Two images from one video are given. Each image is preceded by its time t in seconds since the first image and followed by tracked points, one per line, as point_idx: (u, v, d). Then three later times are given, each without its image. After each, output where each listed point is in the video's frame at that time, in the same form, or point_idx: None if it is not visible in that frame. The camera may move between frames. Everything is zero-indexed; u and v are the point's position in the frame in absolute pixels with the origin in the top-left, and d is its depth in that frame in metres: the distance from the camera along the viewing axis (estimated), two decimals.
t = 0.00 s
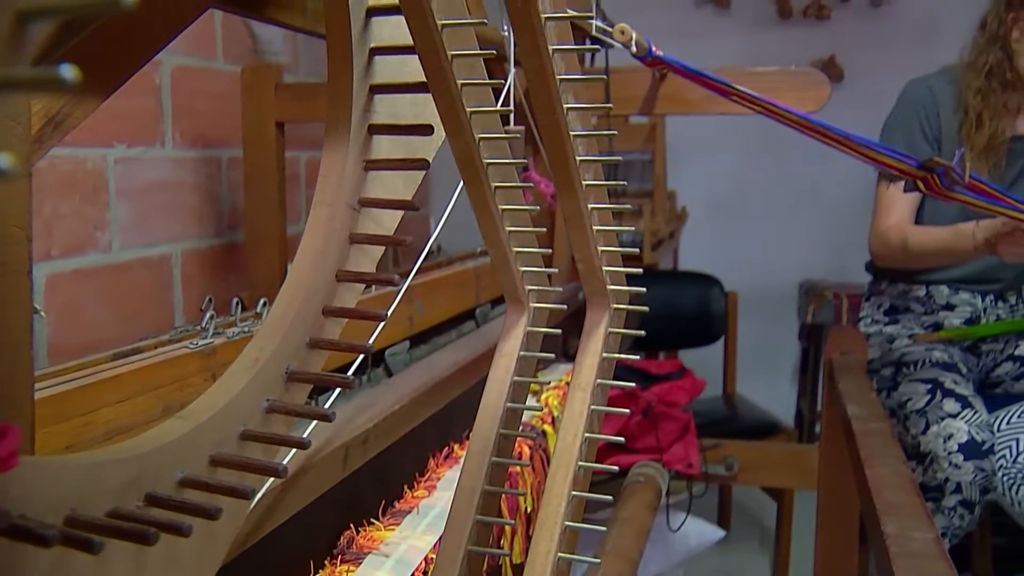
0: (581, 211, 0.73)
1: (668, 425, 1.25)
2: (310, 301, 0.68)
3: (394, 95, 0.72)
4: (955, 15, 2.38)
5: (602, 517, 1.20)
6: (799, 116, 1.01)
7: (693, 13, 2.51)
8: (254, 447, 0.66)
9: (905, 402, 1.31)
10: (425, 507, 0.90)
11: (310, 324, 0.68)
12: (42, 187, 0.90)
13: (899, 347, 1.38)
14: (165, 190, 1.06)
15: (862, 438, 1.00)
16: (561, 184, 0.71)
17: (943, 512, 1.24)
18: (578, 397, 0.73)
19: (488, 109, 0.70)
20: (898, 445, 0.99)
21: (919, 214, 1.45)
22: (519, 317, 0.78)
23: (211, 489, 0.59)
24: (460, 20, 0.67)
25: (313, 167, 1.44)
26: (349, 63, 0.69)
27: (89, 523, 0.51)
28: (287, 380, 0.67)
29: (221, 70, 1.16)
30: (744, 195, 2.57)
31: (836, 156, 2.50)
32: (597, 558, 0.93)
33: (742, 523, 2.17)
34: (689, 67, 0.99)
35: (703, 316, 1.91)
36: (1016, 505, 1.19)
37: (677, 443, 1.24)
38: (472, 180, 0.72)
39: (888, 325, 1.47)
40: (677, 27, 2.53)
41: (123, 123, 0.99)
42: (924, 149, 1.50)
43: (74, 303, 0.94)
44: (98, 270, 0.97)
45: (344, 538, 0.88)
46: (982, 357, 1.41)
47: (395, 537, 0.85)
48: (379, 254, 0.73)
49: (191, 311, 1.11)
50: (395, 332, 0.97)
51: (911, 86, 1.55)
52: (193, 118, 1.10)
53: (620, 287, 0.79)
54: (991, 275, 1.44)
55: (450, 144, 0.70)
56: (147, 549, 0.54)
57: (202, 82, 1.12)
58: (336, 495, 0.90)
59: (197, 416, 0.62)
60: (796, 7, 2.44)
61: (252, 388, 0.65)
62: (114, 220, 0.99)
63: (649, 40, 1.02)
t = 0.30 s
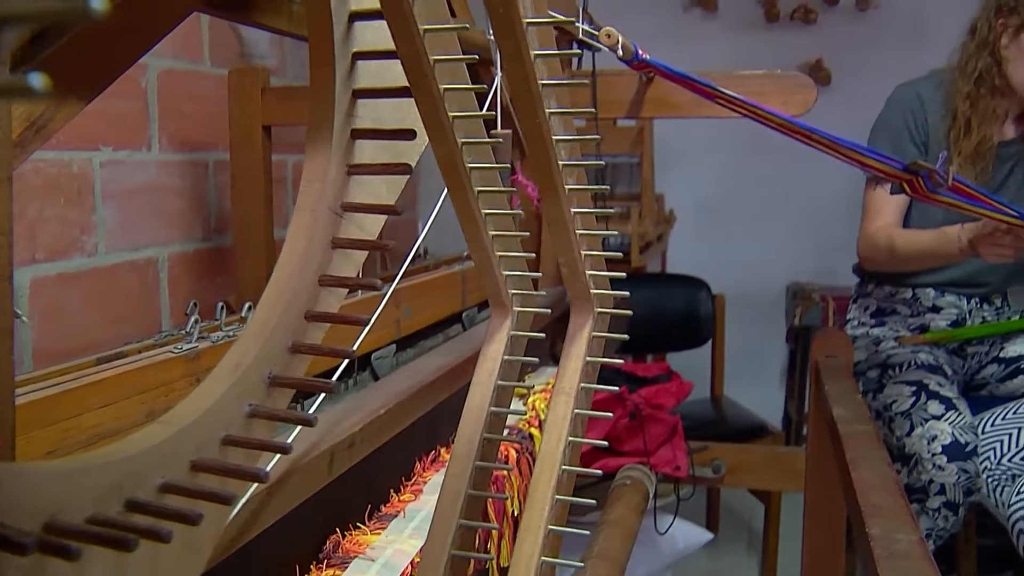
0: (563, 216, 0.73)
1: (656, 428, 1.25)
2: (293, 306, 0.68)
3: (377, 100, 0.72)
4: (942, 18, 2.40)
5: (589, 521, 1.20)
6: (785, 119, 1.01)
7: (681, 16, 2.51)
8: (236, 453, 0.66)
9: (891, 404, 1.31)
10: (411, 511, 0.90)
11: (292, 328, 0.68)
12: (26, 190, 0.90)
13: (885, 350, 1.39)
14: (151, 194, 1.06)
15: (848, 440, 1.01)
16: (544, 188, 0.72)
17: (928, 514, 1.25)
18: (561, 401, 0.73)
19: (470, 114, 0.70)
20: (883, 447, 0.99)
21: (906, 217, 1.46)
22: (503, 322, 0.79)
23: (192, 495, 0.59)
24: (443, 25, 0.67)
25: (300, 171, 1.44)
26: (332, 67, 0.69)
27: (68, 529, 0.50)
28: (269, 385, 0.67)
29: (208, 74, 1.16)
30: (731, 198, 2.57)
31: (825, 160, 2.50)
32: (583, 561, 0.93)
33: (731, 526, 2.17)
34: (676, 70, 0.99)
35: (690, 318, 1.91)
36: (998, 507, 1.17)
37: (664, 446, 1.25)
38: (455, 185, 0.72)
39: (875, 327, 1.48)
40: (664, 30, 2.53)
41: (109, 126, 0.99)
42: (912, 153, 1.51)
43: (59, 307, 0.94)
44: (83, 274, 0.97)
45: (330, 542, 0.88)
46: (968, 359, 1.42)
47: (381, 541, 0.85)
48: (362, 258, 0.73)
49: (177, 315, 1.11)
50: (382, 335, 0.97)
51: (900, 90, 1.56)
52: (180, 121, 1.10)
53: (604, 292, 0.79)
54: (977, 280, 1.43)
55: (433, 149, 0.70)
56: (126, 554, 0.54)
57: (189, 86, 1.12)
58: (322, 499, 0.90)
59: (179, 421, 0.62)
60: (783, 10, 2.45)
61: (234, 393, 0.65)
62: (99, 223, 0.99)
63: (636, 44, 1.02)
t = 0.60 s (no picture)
0: (546, 221, 0.73)
1: (643, 431, 1.25)
2: (274, 311, 0.68)
3: (360, 104, 0.72)
4: (928, 23, 2.40)
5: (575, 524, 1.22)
6: (770, 123, 1.02)
7: (668, 19, 2.51)
8: (219, 458, 0.65)
9: (877, 406, 1.31)
10: (397, 515, 0.90)
11: (273, 334, 0.68)
12: (11, 194, 0.89)
13: (871, 353, 1.39)
14: (137, 198, 1.06)
15: (833, 443, 1.01)
16: (526, 193, 0.72)
17: (914, 516, 1.25)
18: (544, 406, 0.73)
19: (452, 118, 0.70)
20: (869, 449, 0.99)
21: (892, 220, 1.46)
22: (486, 326, 0.78)
23: (173, 500, 0.59)
24: (425, 30, 0.67)
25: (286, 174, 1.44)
26: (314, 72, 0.69)
27: (44, 537, 0.51)
28: (251, 389, 0.67)
29: (194, 77, 1.15)
30: (719, 203, 2.58)
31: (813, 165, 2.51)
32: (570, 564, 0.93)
33: (719, 528, 2.17)
34: (661, 75, 0.99)
35: (678, 322, 1.93)
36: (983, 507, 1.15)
37: (651, 449, 1.25)
38: (438, 190, 0.72)
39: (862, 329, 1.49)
40: (651, 33, 2.53)
41: (95, 129, 0.99)
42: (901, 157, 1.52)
43: (44, 311, 0.93)
44: (68, 278, 0.96)
45: (315, 547, 0.87)
46: (954, 362, 1.44)
47: (367, 545, 0.85)
48: (345, 263, 0.73)
49: (164, 320, 1.10)
50: (369, 339, 0.96)
51: (888, 94, 1.56)
52: (167, 125, 1.10)
53: (588, 296, 0.79)
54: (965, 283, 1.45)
55: (416, 154, 0.71)
56: (106, 560, 0.54)
57: (175, 89, 1.12)
58: (307, 504, 0.90)
59: (161, 427, 0.62)
60: (770, 14, 2.45)
61: (216, 398, 0.64)
62: (85, 227, 0.98)
63: (621, 48, 1.01)
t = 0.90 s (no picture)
0: (529, 227, 0.73)
1: (631, 434, 1.25)
2: (257, 316, 0.68)
3: (343, 109, 0.72)
4: (916, 29, 2.52)
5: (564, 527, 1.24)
6: (755, 128, 1.02)
7: (656, 23, 2.63)
8: (201, 463, 0.65)
9: (863, 409, 1.32)
10: (383, 519, 0.90)
11: (256, 339, 0.68)
12: None
13: (858, 356, 1.39)
14: (124, 201, 1.06)
15: (819, 446, 1.01)
16: (508, 200, 0.72)
17: (900, 518, 1.25)
18: (528, 409, 0.73)
19: (434, 123, 0.70)
20: (854, 452, 1.00)
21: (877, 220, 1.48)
22: (470, 331, 0.78)
23: (154, 505, 0.58)
24: (408, 36, 0.67)
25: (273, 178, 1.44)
26: (297, 76, 0.69)
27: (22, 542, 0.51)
28: (233, 394, 0.66)
29: (181, 80, 1.15)
30: (705, 207, 2.68)
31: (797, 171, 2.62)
32: (557, 567, 0.93)
33: (708, 531, 2.18)
34: (648, 80, 1.00)
35: (665, 325, 1.93)
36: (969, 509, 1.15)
37: (638, 452, 1.25)
38: (420, 197, 0.72)
39: (848, 332, 1.48)
40: (639, 36, 2.65)
41: (81, 133, 0.99)
42: (887, 160, 1.52)
43: (28, 315, 0.93)
44: (53, 281, 0.96)
45: (301, 552, 0.87)
46: (940, 364, 1.44)
47: (353, 549, 0.85)
48: (328, 268, 0.73)
49: (149, 324, 1.10)
50: (355, 343, 0.96)
51: (875, 96, 1.57)
52: (153, 128, 1.10)
53: (572, 302, 0.79)
54: (951, 286, 1.46)
55: (399, 159, 0.71)
56: (84, 567, 0.54)
57: (162, 92, 1.12)
58: (293, 507, 0.89)
59: (142, 431, 0.61)
60: (756, 18, 2.56)
61: (198, 403, 0.64)
62: (71, 231, 0.98)
63: (608, 53, 1.02)
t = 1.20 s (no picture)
0: (509, 229, 0.73)
1: (616, 436, 1.26)
2: (237, 320, 0.68)
3: (323, 113, 0.72)
4: (897, 31, 2.63)
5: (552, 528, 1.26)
6: (740, 129, 1.03)
7: (643, 27, 2.72)
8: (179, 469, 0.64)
9: (847, 411, 1.32)
10: (367, 523, 0.90)
11: (235, 343, 0.67)
12: None
13: (842, 357, 1.40)
14: (107, 204, 1.05)
15: (803, 448, 1.01)
16: (488, 203, 0.71)
17: (884, 519, 1.26)
18: (510, 413, 0.73)
19: (414, 127, 0.70)
20: (837, 453, 1.00)
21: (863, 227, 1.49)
22: (452, 334, 0.78)
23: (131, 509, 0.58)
24: (387, 39, 0.68)
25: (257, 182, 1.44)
26: (276, 80, 0.69)
27: None
28: (213, 398, 0.66)
29: (165, 83, 1.15)
30: (692, 208, 2.77)
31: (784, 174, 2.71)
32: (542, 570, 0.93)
33: (694, 533, 2.19)
34: (633, 82, 1.00)
35: (651, 327, 1.94)
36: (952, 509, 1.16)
37: (624, 454, 1.26)
38: (401, 200, 0.72)
39: (833, 334, 1.49)
40: (627, 40, 2.74)
41: (63, 136, 0.98)
42: (870, 162, 1.53)
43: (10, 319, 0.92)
44: (36, 285, 0.95)
45: (284, 556, 0.87)
46: (924, 366, 1.45)
47: (336, 553, 0.85)
48: (308, 273, 0.73)
49: (132, 327, 1.09)
50: (338, 346, 0.96)
51: (858, 98, 1.57)
52: (137, 131, 1.10)
53: (553, 305, 0.79)
54: (933, 287, 1.47)
55: (379, 163, 0.70)
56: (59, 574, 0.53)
57: (146, 95, 1.11)
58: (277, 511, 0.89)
59: (119, 436, 0.61)
60: (742, 21, 2.67)
61: (175, 408, 0.63)
62: (54, 234, 0.98)
63: (592, 56, 1.02)
